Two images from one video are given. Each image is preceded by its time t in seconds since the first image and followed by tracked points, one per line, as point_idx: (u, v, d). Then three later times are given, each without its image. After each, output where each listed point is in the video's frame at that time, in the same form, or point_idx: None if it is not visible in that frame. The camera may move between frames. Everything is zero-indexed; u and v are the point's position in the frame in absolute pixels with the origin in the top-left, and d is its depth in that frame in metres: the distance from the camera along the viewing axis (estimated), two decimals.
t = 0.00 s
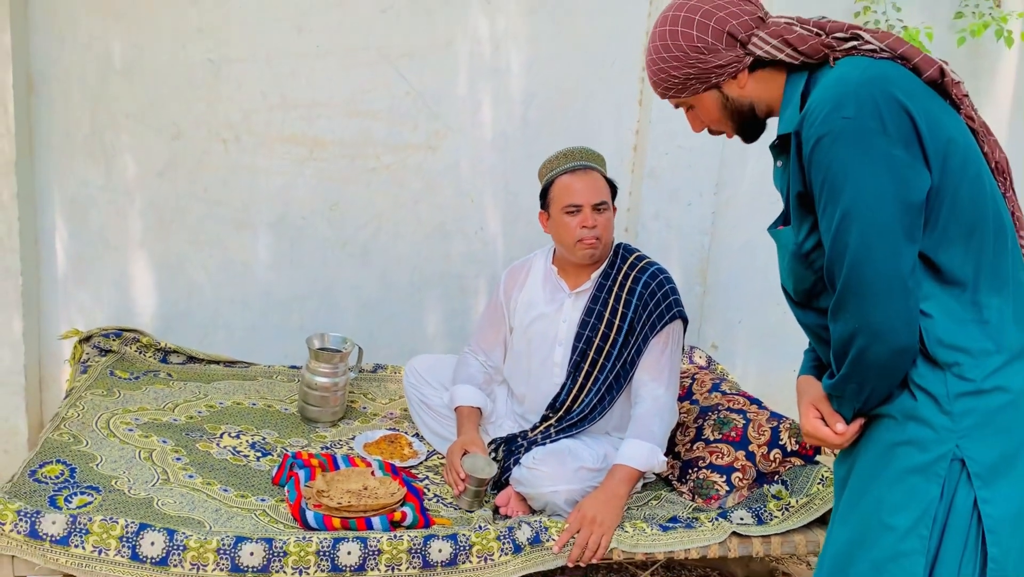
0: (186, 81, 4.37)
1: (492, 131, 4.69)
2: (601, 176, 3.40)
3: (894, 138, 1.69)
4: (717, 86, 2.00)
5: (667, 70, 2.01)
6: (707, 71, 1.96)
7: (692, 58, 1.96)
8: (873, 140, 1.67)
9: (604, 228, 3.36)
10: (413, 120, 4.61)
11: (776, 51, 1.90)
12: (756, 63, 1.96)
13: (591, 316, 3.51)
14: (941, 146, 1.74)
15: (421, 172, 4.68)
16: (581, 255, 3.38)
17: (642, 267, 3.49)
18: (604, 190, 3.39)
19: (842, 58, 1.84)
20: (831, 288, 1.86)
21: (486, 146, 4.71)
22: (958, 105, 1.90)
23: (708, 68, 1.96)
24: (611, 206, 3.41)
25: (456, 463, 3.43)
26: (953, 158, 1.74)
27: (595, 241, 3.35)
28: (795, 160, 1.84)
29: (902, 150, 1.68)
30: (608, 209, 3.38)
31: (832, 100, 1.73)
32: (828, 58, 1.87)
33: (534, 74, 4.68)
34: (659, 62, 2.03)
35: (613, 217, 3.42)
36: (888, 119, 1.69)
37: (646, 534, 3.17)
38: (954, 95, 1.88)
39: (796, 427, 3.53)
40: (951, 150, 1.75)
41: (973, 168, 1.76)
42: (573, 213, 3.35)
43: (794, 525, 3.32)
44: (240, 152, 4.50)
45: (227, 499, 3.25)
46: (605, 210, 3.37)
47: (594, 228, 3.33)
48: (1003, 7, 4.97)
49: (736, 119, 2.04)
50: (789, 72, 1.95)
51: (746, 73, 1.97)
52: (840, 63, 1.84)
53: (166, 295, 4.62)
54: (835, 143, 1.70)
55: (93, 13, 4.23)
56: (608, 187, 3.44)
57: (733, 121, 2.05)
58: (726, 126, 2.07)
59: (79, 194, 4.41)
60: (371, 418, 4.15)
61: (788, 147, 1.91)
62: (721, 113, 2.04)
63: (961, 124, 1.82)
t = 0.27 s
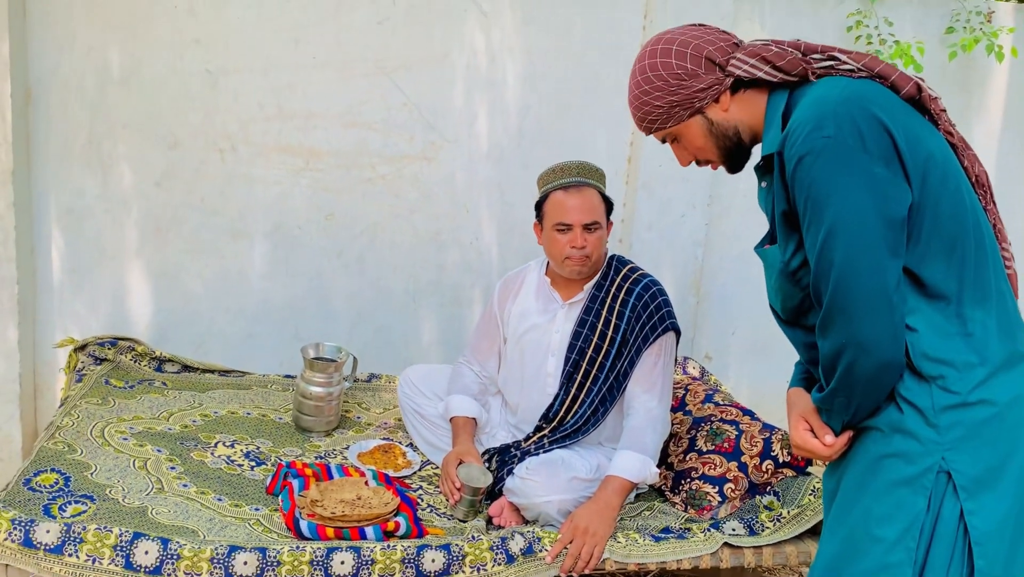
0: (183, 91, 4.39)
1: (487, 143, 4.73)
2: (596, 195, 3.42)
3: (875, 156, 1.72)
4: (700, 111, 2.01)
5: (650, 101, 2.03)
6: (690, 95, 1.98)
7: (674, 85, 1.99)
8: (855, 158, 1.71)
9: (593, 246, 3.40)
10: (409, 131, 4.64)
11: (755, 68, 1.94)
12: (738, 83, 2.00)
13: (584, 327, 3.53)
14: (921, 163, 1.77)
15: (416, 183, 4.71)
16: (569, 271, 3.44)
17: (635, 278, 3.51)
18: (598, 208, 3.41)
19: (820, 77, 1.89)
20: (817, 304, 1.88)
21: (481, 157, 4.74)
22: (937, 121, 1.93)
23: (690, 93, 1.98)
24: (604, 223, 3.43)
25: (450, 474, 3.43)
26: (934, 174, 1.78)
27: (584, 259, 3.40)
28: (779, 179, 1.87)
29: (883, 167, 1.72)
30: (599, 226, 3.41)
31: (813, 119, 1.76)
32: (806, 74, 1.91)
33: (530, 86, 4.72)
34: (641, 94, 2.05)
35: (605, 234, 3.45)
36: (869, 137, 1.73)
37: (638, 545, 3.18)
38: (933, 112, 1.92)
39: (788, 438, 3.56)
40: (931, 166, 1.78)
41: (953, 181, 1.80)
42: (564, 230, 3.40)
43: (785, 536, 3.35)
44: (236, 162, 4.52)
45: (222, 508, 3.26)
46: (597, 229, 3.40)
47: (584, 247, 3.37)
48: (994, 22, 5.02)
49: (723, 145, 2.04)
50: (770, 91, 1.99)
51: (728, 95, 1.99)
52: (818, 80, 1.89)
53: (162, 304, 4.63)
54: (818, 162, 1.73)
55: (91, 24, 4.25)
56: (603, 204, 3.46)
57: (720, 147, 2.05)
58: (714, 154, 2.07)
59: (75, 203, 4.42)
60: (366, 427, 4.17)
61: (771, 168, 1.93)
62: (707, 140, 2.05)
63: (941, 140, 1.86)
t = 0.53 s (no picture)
0: (183, 100, 4.41)
1: (486, 152, 4.74)
2: (598, 206, 3.44)
3: (861, 168, 1.73)
4: (693, 116, 2.02)
5: (643, 104, 2.04)
6: (682, 99, 1.99)
7: (667, 89, 2.00)
8: (841, 171, 1.71)
9: (598, 257, 3.40)
10: (408, 141, 4.66)
11: (746, 75, 1.95)
12: (730, 89, 2.00)
13: (583, 339, 3.54)
14: (908, 175, 1.78)
15: (415, 192, 4.72)
16: (574, 282, 3.43)
17: (635, 291, 3.53)
18: (600, 219, 3.43)
19: (809, 90, 1.90)
20: (806, 316, 1.88)
21: (480, 167, 4.75)
22: (927, 134, 1.93)
23: (683, 97, 1.99)
24: (606, 234, 3.45)
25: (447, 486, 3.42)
26: (921, 186, 1.78)
27: (589, 270, 3.40)
28: (767, 191, 1.88)
29: (869, 180, 1.73)
30: (603, 237, 3.43)
31: (801, 132, 1.77)
32: (796, 85, 1.92)
33: (528, 97, 4.74)
34: (635, 99, 2.06)
35: (608, 245, 3.47)
36: (855, 150, 1.74)
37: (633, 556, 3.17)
38: (922, 125, 1.92)
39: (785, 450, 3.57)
40: (918, 178, 1.79)
41: (941, 193, 1.80)
42: (568, 241, 3.40)
43: (782, 547, 3.33)
44: (235, 171, 4.53)
45: (218, 518, 3.25)
46: (601, 240, 3.41)
47: (588, 257, 3.37)
48: (990, 35, 5.05)
49: (714, 150, 2.04)
50: (762, 100, 1.99)
51: (720, 100, 2.00)
52: (807, 93, 1.90)
53: (160, 312, 4.63)
54: (804, 175, 1.73)
55: (92, 32, 4.27)
56: (605, 215, 3.48)
57: (712, 153, 2.05)
58: (706, 159, 2.07)
59: (74, 211, 4.42)
60: (362, 437, 4.17)
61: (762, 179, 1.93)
62: (699, 145, 2.05)
63: (929, 152, 1.86)
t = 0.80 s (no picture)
0: (188, 99, 4.41)
1: (490, 154, 4.74)
2: (603, 205, 3.45)
3: (869, 169, 1.72)
4: (703, 112, 2.01)
5: (654, 100, 2.03)
6: (693, 94, 1.98)
7: (678, 84, 2.00)
8: (850, 171, 1.71)
9: (603, 255, 3.40)
10: (413, 142, 4.66)
11: (758, 73, 1.95)
12: (741, 86, 2.00)
13: (587, 340, 3.54)
14: (916, 178, 1.77)
15: (419, 194, 4.72)
16: (579, 280, 3.43)
17: (641, 292, 3.51)
18: (606, 218, 3.43)
19: (819, 90, 1.90)
20: (810, 316, 1.88)
21: (484, 168, 4.75)
22: (935, 137, 1.92)
23: (694, 92, 1.98)
24: (611, 233, 3.45)
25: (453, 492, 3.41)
26: (929, 189, 1.78)
27: (594, 268, 3.40)
28: (774, 190, 1.87)
29: (877, 181, 1.72)
30: (608, 236, 3.43)
31: (810, 132, 1.77)
32: (807, 85, 1.92)
33: (533, 99, 4.74)
34: (645, 94, 2.06)
35: (613, 244, 3.46)
36: (864, 151, 1.73)
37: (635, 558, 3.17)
38: (932, 128, 1.91)
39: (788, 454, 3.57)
40: (926, 182, 1.78)
41: (949, 197, 1.79)
42: (573, 240, 3.40)
43: (786, 551, 3.31)
44: (239, 171, 4.53)
45: (220, 517, 3.25)
46: (606, 238, 3.41)
47: (595, 255, 3.38)
48: (996, 41, 5.05)
49: (724, 146, 2.04)
50: (771, 97, 2.00)
51: (731, 97, 2.00)
52: (817, 93, 1.90)
53: (163, 312, 4.62)
54: (813, 174, 1.73)
55: (98, 31, 4.27)
56: (610, 214, 3.48)
57: (721, 149, 2.05)
58: (716, 156, 2.07)
59: (78, 209, 4.42)
60: (365, 437, 4.16)
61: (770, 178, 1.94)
62: (709, 141, 2.04)
63: (938, 156, 1.85)
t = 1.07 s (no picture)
0: (196, 93, 4.41)
1: (498, 150, 4.73)
2: (609, 209, 3.40)
3: (888, 166, 1.71)
4: (720, 108, 2.00)
5: (670, 96, 2.03)
6: (710, 90, 1.97)
7: (694, 81, 1.99)
8: (868, 168, 1.70)
9: (603, 261, 3.40)
10: (421, 138, 4.65)
11: (775, 68, 1.94)
12: (757, 81, 2.00)
13: (593, 335, 3.52)
14: (934, 175, 1.76)
15: (426, 190, 4.71)
16: (578, 283, 3.45)
17: (648, 288, 3.52)
18: (610, 223, 3.40)
19: (838, 85, 1.88)
20: (825, 312, 1.87)
21: (492, 165, 4.74)
22: (953, 135, 1.91)
23: (711, 88, 1.98)
24: (615, 237, 3.42)
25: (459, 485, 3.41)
26: (947, 187, 1.77)
27: (593, 273, 3.41)
28: (792, 186, 1.86)
29: (895, 178, 1.71)
30: (611, 241, 3.40)
31: (828, 128, 1.76)
32: (824, 81, 1.91)
33: (541, 96, 4.73)
34: (659, 91, 2.06)
35: (616, 248, 3.45)
36: (883, 147, 1.72)
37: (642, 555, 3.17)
38: (950, 125, 1.90)
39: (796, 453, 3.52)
40: (944, 180, 1.77)
41: (967, 195, 1.78)
42: (575, 245, 3.39)
43: (792, 551, 3.29)
44: (247, 165, 4.53)
45: (226, 511, 3.24)
46: (608, 244, 3.39)
47: (593, 262, 3.37)
48: (1007, 41, 5.03)
49: (741, 142, 2.03)
50: (788, 93, 1.99)
51: (748, 92, 1.98)
52: (835, 89, 1.88)
53: (170, 306, 4.62)
54: (830, 171, 1.72)
55: (107, 25, 4.27)
56: (616, 218, 3.44)
57: (738, 145, 2.04)
58: (732, 152, 2.06)
59: (86, 203, 4.42)
60: (371, 433, 4.16)
61: (785, 173, 1.93)
62: (726, 137, 2.04)
63: (956, 154, 1.84)
